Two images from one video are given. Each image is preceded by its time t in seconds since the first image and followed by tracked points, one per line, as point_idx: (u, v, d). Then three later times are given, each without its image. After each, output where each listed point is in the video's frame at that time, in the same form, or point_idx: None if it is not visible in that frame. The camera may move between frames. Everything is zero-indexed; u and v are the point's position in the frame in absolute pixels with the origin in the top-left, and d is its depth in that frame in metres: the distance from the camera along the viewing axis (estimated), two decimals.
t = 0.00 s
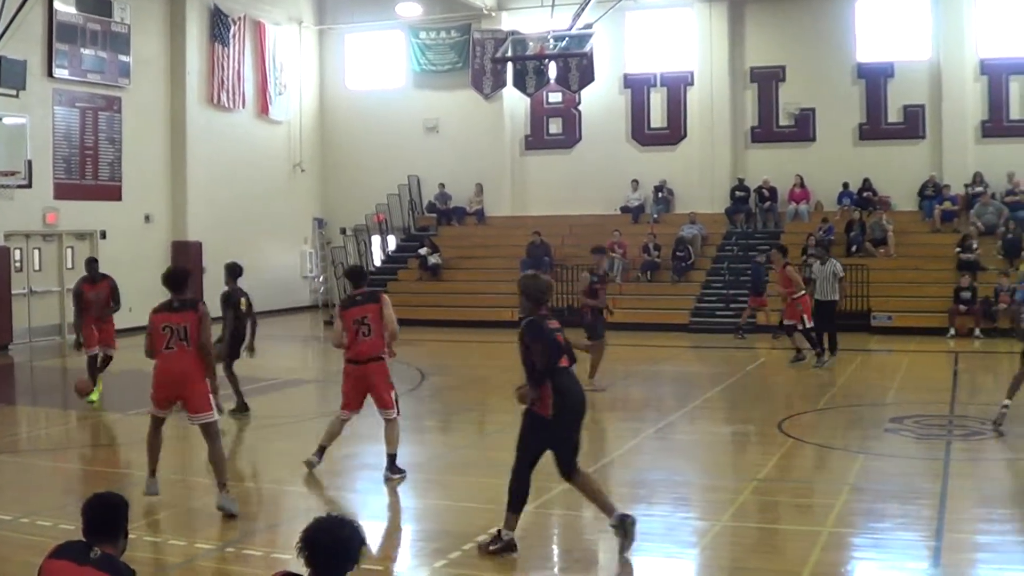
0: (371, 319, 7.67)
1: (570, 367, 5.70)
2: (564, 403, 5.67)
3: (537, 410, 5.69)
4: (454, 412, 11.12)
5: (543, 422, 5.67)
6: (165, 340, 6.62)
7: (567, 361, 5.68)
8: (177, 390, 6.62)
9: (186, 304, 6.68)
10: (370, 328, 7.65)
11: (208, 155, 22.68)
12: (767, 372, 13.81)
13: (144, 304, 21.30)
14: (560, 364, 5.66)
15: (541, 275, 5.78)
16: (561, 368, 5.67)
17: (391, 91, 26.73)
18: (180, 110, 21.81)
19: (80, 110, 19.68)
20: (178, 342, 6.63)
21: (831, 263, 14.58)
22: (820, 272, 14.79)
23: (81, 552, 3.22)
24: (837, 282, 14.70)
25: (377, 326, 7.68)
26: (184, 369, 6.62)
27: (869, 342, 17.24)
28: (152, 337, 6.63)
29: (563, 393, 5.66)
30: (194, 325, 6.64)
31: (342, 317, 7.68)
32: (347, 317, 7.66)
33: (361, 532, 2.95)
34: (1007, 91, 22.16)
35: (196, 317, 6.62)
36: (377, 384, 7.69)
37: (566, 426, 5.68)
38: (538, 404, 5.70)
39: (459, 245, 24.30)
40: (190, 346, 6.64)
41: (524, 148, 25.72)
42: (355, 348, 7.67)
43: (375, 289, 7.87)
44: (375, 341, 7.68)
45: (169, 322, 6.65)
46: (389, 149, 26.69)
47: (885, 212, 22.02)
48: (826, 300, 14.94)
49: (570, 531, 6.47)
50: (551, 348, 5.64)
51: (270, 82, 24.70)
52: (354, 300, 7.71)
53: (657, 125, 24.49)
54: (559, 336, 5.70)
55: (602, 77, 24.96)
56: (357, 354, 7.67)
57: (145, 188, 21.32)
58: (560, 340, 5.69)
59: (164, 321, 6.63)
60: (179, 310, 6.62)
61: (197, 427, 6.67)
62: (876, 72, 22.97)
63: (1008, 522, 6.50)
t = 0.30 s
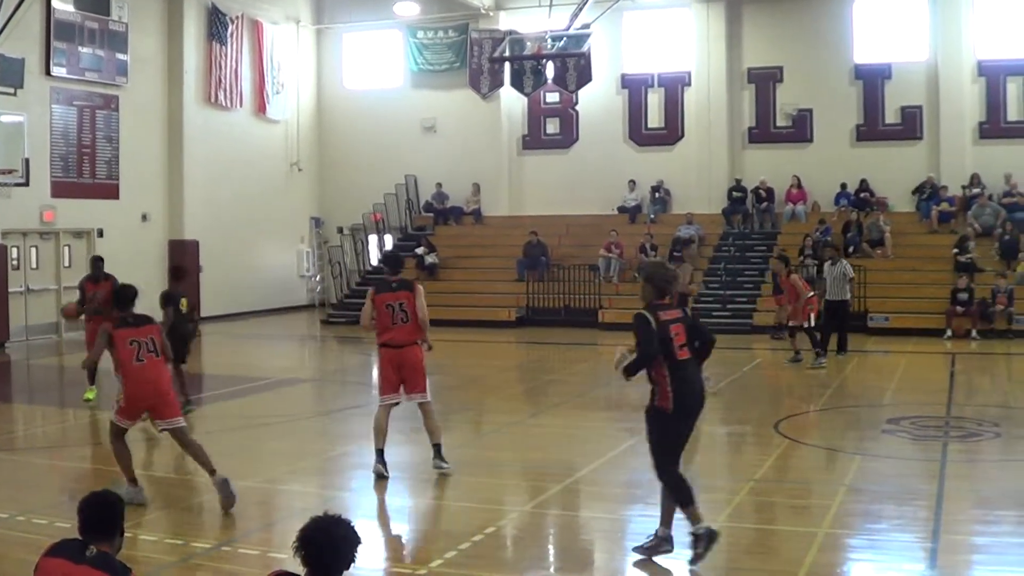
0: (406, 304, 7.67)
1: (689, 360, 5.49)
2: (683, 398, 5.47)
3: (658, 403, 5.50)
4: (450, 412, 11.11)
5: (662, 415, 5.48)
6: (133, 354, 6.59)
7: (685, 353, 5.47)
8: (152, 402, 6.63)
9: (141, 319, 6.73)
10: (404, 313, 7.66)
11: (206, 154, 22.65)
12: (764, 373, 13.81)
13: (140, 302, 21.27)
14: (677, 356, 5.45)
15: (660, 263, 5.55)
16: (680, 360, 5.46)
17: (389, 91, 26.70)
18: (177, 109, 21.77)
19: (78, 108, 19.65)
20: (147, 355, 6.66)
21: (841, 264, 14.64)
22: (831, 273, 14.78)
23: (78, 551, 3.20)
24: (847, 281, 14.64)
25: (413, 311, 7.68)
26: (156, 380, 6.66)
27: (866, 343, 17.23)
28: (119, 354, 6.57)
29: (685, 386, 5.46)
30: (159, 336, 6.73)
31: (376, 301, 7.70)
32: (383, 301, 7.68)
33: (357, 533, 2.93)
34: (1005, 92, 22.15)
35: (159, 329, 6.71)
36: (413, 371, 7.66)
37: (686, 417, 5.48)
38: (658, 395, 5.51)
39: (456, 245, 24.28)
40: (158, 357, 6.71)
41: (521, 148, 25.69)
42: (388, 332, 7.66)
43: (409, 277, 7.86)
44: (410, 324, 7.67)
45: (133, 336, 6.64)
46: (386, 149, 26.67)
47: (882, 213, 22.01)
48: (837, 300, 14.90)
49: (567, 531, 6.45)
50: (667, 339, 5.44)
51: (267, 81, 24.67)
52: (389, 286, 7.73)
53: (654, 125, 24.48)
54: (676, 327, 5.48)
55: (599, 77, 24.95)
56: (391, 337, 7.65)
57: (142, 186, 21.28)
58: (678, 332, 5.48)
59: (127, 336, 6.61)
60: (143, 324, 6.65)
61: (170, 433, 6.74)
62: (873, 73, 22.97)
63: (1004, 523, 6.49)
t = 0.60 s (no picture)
0: (460, 315, 7.79)
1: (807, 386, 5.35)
2: (798, 424, 5.34)
3: (772, 429, 5.36)
4: (448, 413, 11.10)
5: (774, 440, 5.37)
6: (73, 337, 7.05)
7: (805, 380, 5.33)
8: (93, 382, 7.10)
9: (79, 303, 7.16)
10: (457, 324, 7.78)
11: (206, 153, 22.64)
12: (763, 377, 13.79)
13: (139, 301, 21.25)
14: (799, 382, 5.31)
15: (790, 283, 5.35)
16: (800, 387, 5.32)
17: (389, 91, 26.71)
18: (177, 108, 21.77)
19: (79, 107, 19.64)
20: (85, 338, 7.11)
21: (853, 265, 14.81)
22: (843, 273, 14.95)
23: (76, 550, 3.19)
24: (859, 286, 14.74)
25: (465, 323, 7.80)
26: (95, 361, 7.13)
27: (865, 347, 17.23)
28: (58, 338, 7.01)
29: (802, 411, 5.33)
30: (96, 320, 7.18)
31: (433, 309, 7.81)
32: (438, 310, 7.78)
33: (356, 533, 2.92)
34: (1005, 97, 22.16)
35: (96, 312, 7.16)
36: (461, 381, 7.79)
37: (798, 443, 5.38)
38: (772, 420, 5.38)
39: (455, 246, 24.28)
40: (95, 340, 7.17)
41: (520, 149, 25.67)
42: (440, 342, 7.78)
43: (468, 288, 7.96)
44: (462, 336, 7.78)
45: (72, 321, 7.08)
46: (386, 149, 26.67)
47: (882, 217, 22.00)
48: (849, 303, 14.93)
49: (564, 533, 6.45)
50: (792, 366, 5.27)
51: (268, 81, 24.66)
52: (446, 296, 7.84)
53: (654, 127, 24.49)
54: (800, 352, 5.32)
55: (599, 79, 24.95)
56: (442, 346, 7.78)
57: (142, 185, 21.26)
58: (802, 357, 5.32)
59: (65, 320, 7.04)
60: (81, 308, 7.09)
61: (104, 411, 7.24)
62: (874, 77, 22.98)
63: (1001, 529, 6.49)
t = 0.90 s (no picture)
0: (530, 303, 8.20)
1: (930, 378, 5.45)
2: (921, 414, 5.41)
3: (898, 422, 5.41)
4: (448, 414, 11.10)
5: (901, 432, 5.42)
6: (23, 343, 7.39)
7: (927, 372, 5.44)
8: (35, 388, 7.47)
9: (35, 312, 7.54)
10: (528, 312, 8.18)
11: (205, 155, 22.63)
12: (762, 378, 13.80)
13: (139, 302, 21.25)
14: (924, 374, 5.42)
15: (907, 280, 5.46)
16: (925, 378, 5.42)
17: (389, 93, 26.71)
18: (176, 110, 21.77)
19: (78, 108, 19.63)
20: (34, 346, 7.46)
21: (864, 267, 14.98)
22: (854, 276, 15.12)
23: (75, 550, 3.19)
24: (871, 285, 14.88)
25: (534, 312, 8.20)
26: (38, 368, 7.48)
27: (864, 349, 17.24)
28: (8, 342, 7.36)
29: (927, 403, 5.41)
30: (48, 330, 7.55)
31: (503, 297, 8.16)
32: (509, 299, 8.15)
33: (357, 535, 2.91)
34: (1004, 98, 22.17)
35: (48, 324, 7.55)
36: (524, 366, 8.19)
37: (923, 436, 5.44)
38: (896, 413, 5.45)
39: (454, 247, 24.29)
40: (43, 350, 7.52)
41: (520, 151, 25.67)
42: (512, 329, 8.17)
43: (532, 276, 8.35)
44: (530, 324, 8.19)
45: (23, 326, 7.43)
46: (385, 151, 26.67)
47: (881, 218, 22.01)
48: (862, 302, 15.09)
49: (564, 535, 6.45)
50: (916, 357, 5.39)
51: (267, 82, 24.67)
52: (515, 284, 8.20)
53: (653, 129, 24.50)
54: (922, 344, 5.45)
55: (598, 81, 24.95)
56: (512, 334, 8.17)
57: (141, 186, 21.26)
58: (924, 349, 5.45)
59: (18, 326, 7.40)
60: (36, 318, 7.49)
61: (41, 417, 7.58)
62: (873, 79, 23.00)
63: (1001, 531, 6.48)
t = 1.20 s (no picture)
0: (592, 307, 8.51)
1: None
2: None
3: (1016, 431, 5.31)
4: (451, 413, 11.10)
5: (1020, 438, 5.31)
6: None
7: None
8: None
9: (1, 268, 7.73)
10: (590, 315, 8.50)
11: (208, 154, 22.65)
12: (765, 378, 13.79)
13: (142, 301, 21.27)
14: None
15: None
16: None
17: (392, 92, 26.72)
18: (180, 110, 21.79)
19: (81, 107, 19.65)
20: None
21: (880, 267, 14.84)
22: (870, 275, 15.05)
23: (78, 549, 3.19)
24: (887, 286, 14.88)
25: (597, 313, 8.49)
26: None
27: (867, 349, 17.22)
28: None
29: None
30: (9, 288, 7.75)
31: (571, 301, 8.59)
32: (572, 303, 8.57)
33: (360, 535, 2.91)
34: (1008, 98, 22.14)
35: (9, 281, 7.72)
36: (595, 366, 8.50)
37: None
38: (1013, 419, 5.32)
39: (457, 247, 24.30)
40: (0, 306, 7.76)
41: (523, 150, 25.69)
42: (577, 332, 8.54)
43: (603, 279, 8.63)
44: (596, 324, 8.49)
45: None
46: (388, 150, 26.69)
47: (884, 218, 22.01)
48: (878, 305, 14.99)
49: (567, 534, 6.45)
50: None
51: (271, 81, 24.69)
52: (583, 288, 8.57)
53: (656, 128, 24.50)
54: None
55: (601, 80, 24.96)
56: (578, 336, 8.54)
57: (144, 185, 21.28)
58: None
59: None
60: None
61: None
62: (876, 78, 22.97)
63: (1004, 531, 6.48)
